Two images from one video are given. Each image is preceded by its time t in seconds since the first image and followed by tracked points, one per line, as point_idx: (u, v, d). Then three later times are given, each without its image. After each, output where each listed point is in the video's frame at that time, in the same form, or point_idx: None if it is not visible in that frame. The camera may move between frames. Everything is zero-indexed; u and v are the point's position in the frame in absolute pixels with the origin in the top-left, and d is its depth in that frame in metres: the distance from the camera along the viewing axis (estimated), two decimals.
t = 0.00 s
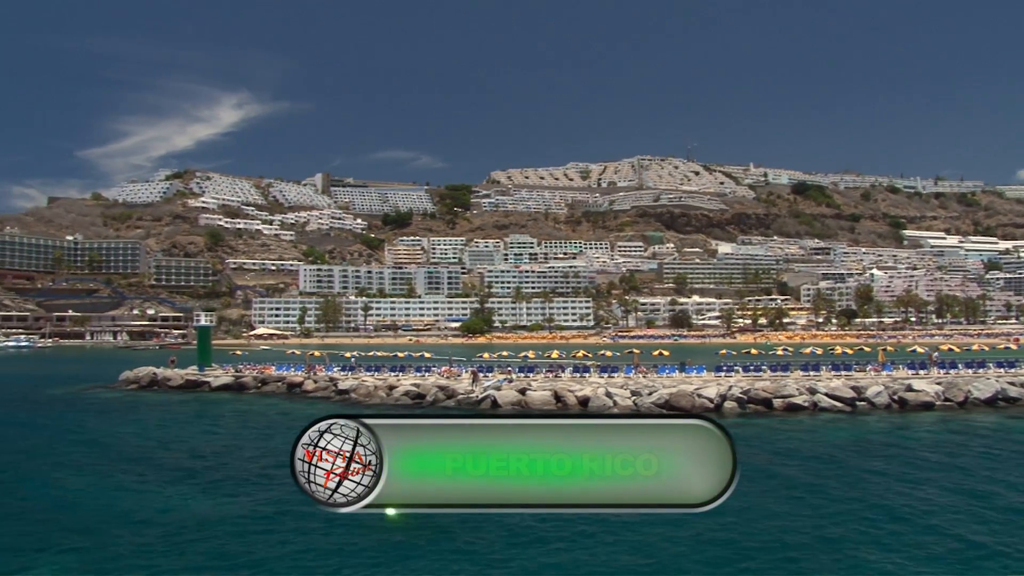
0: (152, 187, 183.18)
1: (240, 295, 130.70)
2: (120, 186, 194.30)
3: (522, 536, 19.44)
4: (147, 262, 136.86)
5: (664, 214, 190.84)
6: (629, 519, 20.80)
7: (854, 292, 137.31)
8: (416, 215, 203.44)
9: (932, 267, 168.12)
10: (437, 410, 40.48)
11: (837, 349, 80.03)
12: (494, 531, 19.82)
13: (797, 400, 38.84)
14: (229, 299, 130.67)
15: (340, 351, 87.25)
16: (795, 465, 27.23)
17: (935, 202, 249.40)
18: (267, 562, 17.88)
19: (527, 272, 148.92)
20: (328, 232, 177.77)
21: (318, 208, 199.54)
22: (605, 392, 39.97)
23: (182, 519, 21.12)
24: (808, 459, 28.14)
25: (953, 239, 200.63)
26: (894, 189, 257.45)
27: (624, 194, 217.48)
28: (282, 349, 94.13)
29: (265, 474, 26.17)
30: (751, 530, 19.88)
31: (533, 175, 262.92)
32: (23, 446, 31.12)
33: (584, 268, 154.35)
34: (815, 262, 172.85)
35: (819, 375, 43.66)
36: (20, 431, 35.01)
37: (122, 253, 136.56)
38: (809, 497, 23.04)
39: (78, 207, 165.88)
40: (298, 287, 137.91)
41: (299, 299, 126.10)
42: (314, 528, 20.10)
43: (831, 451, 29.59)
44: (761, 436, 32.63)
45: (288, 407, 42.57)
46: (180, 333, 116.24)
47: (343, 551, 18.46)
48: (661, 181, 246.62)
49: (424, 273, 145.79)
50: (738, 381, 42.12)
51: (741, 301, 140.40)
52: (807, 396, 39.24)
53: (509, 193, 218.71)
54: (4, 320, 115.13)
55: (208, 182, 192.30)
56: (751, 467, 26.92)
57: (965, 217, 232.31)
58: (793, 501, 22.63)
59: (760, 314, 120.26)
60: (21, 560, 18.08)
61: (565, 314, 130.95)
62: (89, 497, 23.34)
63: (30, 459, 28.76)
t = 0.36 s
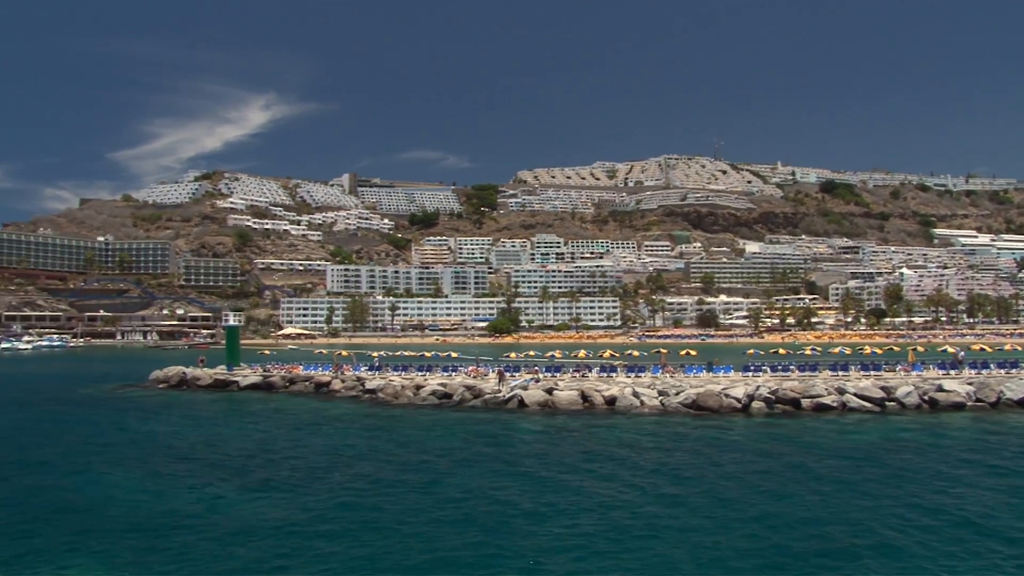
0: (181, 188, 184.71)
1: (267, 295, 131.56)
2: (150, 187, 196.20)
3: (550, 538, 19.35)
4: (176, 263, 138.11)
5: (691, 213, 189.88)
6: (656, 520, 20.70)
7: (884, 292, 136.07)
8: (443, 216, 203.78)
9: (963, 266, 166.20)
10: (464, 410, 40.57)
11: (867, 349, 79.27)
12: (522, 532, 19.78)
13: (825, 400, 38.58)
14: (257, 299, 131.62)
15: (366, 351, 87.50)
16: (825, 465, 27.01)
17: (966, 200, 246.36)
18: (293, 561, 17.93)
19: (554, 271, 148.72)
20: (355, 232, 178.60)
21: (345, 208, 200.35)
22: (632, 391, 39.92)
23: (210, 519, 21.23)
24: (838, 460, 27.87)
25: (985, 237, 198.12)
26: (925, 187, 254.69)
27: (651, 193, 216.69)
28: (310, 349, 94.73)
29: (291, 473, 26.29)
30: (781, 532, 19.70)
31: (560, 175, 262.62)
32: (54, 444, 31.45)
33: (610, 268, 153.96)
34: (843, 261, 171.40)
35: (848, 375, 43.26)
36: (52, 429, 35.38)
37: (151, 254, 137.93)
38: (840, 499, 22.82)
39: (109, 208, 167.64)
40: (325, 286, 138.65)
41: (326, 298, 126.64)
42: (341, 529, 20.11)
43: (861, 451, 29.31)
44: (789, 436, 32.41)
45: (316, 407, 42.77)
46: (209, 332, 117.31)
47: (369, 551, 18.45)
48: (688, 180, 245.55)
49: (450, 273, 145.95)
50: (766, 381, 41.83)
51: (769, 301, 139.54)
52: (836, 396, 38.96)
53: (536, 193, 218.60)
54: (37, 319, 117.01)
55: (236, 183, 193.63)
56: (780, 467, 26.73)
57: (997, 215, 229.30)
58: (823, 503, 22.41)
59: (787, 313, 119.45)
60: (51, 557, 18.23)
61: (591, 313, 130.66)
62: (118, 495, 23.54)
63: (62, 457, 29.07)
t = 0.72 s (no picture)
0: (207, 189, 185.96)
1: (293, 295, 132.20)
2: (177, 188, 197.72)
3: (578, 539, 19.26)
4: (203, 263, 139.11)
5: (716, 212, 189.05)
6: (684, 520, 20.60)
7: (911, 291, 134.80)
8: (467, 215, 204.06)
9: (992, 265, 164.47)
10: (489, 409, 40.65)
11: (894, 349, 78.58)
12: (549, 532, 19.70)
13: (851, 400, 38.32)
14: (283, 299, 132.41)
15: (391, 351, 87.71)
16: (855, 466, 26.78)
17: (995, 198, 243.74)
18: (321, 560, 17.90)
19: (579, 271, 148.52)
20: (380, 232, 179.17)
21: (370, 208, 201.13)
22: (658, 391, 39.81)
23: (237, 517, 21.25)
24: (866, 460, 27.66)
25: (1014, 235, 195.93)
26: (953, 185, 252.24)
27: (675, 192, 215.97)
28: (335, 348, 95.19)
29: (317, 473, 26.35)
30: (811, 534, 19.52)
31: (584, 175, 262.28)
32: (84, 443, 31.72)
33: (635, 267, 153.46)
34: (870, 260, 169.96)
35: (874, 375, 42.97)
36: (81, 428, 35.67)
37: (178, 254, 139.06)
38: (870, 500, 22.62)
39: (137, 209, 169.06)
40: (350, 286, 139.21)
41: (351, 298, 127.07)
42: (369, 529, 20.08)
43: (890, 451, 29.10)
44: (816, 436, 32.19)
45: (342, 406, 43.00)
46: (235, 332, 118.18)
47: (397, 552, 18.41)
48: (713, 179, 244.57)
49: (475, 273, 146.14)
50: (792, 381, 41.58)
51: (795, 300, 138.60)
52: (862, 396, 38.69)
53: (560, 193, 218.39)
54: (66, 319, 118.52)
55: (262, 183, 194.71)
56: (809, 468, 26.54)
57: None
58: (853, 503, 22.28)
59: (813, 313, 118.72)
60: (80, 555, 18.29)
61: (616, 312, 130.36)
62: (149, 493, 23.74)
63: (91, 456, 29.28)
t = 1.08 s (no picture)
0: (232, 190, 186.91)
1: (317, 295, 132.76)
2: (203, 189, 199.19)
3: (599, 539, 19.15)
4: (228, 263, 140.02)
5: (740, 211, 188.14)
6: (709, 519, 20.62)
7: (938, 290, 133.49)
8: (491, 215, 204.21)
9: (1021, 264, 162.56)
10: (513, 409, 40.70)
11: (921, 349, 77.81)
12: (569, 532, 19.58)
13: (877, 400, 38.00)
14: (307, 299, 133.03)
15: (415, 351, 87.87)
16: (882, 466, 26.57)
17: None
18: (343, 559, 17.90)
19: (603, 271, 148.23)
20: (404, 232, 179.66)
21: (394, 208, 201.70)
22: (682, 391, 39.68)
23: (259, 516, 21.30)
24: (894, 461, 27.38)
25: None
26: (982, 183, 249.44)
27: (700, 191, 215.10)
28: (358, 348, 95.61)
29: (339, 472, 26.45)
30: (837, 535, 19.30)
31: (609, 174, 261.79)
32: (112, 442, 32.08)
33: (659, 266, 152.85)
34: (896, 258, 168.43)
35: (902, 375, 42.61)
36: (108, 427, 35.97)
37: (204, 255, 140.06)
38: (896, 501, 22.35)
39: (163, 210, 170.35)
40: (374, 286, 139.66)
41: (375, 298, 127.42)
42: (389, 528, 20.07)
43: (917, 452, 28.88)
44: (842, 437, 31.95)
45: (366, 406, 43.17)
46: (260, 332, 118.78)
47: (418, 551, 18.40)
48: (738, 178, 243.42)
49: (498, 273, 146.18)
50: (817, 381, 41.31)
51: (820, 300, 137.60)
52: (889, 396, 38.40)
53: (584, 193, 218.06)
54: (95, 319, 119.95)
55: (286, 184, 195.69)
56: (836, 469, 26.33)
57: None
58: (878, 503, 22.20)
59: (839, 312, 117.88)
60: (102, 554, 18.34)
61: (640, 312, 130.01)
62: (177, 490, 24.02)
63: (116, 455, 29.41)
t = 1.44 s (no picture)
0: (258, 191, 187.91)
1: (342, 295, 133.29)
2: (229, 189, 200.54)
3: (621, 541, 19.05)
4: (254, 263, 140.96)
5: (765, 210, 187.22)
6: (734, 520, 20.60)
7: (966, 289, 132.19)
8: (514, 215, 204.27)
9: None
10: (537, 408, 40.72)
11: (949, 349, 77.04)
12: (592, 533, 19.64)
13: (904, 401, 37.69)
14: (332, 299, 133.62)
15: (439, 351, 88.01)
16: (911, 467, 26.38)
17: None
18: (364, 560, 17.89)
19: (627, 270, 147.92)
20: (428, 232, 180.02)
21: (417, 208, 202.19)
22: (706, 391, 39.50)
23: (282, 515, 21.39)
24: (923, 461, 27.18)
25: None
26: (1010, 181, 246.69)
27: (724, 190, 214.17)
28: (382, 348, 96.07)
29: (362, 471, 26.52)
30: (862, 538, 19.11)
31: (632, 173, 261.23)
32: (141, 441, 32.39)
33: (684, 266, 152.26)
34: (924, 258, 166.92)
35: (929, 375, 42.24)
36: (135, 426, 36.35)
37: (230, 255, 141.06)
38: (925, 501, 22.26)
39: (190, 210, 171.71)
40: (398, 286, 140.07)
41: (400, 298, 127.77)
42: (411, 529, 20.06)
43: (944, 452, 28.66)
44: (869, 437, 31.70)
45: (390, 405, 43.32)
46: (285, 331, 120.07)
47: (440, 552, 18.40)
48: (762, 177, 242.26)
49: (523, 273, 146.17)
50: (843, 380, 41.01)
51: (846, 299, 136.61)
52: (916, 396, 38.08)
53: (608, 192, 217.69)
54: (123, 319, 121.15)
55: (311, 184, 196.64)
56: (862, 470, 26.09)
57: None
58: (905, 504, 22.11)
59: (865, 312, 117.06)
60: (125, 553, 18.44)
61: (664, 312, 129.59)
62: (205, 489, 24.25)
63: (142, 454, 29.68)
